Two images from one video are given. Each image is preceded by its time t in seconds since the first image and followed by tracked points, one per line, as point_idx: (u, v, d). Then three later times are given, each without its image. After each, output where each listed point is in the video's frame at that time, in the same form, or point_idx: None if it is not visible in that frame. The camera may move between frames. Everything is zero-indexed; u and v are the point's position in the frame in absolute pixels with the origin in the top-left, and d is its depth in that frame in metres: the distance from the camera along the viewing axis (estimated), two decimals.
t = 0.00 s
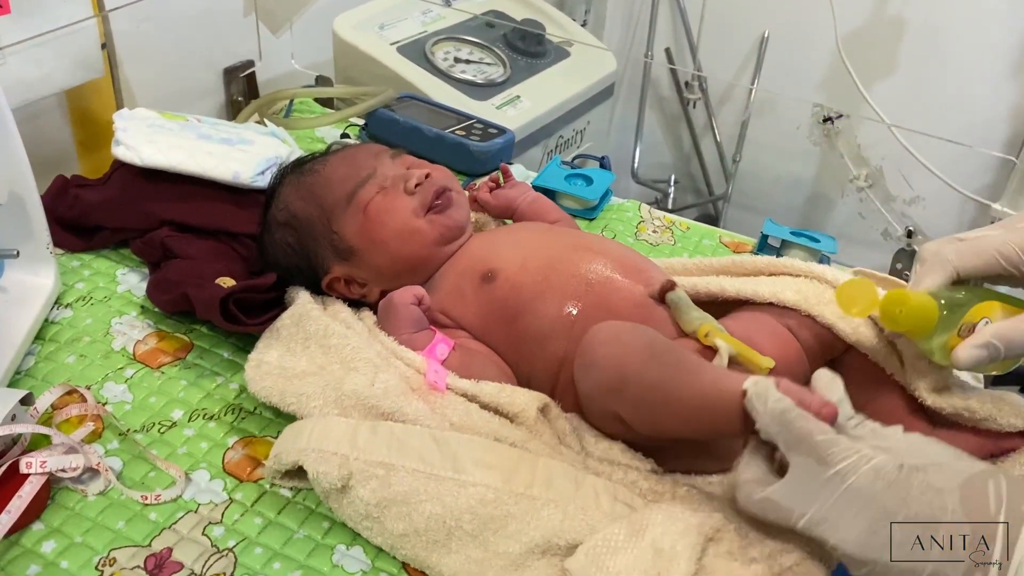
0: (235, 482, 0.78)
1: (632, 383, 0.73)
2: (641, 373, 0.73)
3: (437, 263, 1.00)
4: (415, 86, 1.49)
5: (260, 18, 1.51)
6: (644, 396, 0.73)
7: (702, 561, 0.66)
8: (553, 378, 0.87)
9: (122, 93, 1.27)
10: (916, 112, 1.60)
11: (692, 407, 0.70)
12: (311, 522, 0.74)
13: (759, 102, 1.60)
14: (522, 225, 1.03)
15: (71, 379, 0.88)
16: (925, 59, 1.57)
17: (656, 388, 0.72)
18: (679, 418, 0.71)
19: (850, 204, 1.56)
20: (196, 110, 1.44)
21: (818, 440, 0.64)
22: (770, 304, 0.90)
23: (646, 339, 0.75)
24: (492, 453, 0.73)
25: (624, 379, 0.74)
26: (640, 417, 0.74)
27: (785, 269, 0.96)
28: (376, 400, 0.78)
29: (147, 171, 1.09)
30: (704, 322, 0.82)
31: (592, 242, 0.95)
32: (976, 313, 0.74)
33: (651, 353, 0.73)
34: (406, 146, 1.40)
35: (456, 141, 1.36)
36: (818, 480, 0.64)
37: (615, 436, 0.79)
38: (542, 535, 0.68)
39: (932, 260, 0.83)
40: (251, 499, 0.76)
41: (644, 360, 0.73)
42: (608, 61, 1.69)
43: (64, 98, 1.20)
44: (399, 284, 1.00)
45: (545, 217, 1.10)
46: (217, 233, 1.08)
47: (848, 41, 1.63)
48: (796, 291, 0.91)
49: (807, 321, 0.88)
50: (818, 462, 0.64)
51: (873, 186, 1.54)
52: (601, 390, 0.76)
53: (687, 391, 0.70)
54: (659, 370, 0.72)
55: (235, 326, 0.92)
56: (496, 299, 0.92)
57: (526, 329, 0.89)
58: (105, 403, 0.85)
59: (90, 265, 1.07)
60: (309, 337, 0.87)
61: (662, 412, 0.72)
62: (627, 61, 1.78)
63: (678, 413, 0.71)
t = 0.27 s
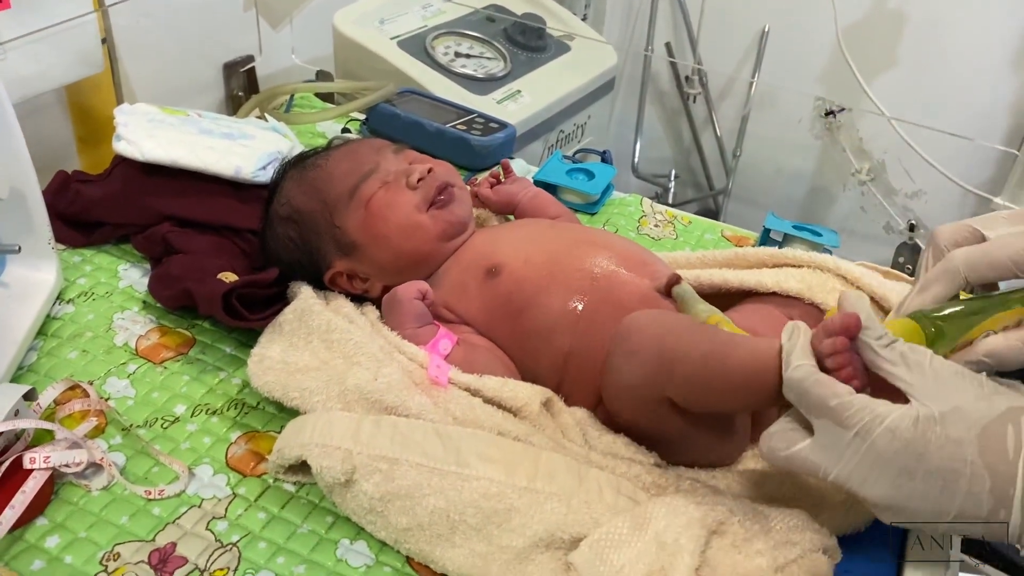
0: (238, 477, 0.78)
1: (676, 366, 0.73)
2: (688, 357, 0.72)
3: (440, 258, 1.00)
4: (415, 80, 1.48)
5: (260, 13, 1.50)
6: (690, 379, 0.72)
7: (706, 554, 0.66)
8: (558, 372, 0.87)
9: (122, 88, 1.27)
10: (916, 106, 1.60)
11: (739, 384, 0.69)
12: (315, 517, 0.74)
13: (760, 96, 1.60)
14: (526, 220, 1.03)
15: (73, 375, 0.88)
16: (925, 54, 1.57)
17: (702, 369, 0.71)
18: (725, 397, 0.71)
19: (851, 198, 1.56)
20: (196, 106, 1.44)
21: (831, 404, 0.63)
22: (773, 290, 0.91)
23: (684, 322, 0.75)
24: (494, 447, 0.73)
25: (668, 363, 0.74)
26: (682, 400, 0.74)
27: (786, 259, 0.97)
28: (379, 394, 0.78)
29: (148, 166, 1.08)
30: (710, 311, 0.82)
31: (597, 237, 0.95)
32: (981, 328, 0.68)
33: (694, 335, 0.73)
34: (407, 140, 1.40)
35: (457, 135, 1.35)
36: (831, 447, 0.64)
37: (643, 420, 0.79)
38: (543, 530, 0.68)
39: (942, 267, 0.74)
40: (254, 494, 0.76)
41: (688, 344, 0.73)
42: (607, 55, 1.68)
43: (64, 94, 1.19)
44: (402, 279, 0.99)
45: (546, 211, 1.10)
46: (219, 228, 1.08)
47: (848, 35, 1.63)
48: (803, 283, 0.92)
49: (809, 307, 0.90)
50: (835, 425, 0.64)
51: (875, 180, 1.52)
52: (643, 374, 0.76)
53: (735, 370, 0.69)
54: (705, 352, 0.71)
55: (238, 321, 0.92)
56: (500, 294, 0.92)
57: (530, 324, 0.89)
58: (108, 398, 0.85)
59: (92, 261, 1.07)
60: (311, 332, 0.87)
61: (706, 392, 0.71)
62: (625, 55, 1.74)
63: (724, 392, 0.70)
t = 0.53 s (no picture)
0: (238, 474, 0.78)
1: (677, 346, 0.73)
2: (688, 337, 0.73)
3: (440, 254, 0.99)
4: (415, 76, 1.48)
5: (259, 8, 1.50)
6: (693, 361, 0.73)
7: (708, 550, 0.66)
8: (560, 368, 0.87)
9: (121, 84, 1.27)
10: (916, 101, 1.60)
11: (743, 366, 0.71)
12: (315, 513, 0.74)
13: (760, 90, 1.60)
14: (526, 216, 1.02)
15: (72, 372, 0.88)
16: (926, 48, 1.56)
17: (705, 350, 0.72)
18: (730, 378, 0.72)
19: (851, 192, 1.56)
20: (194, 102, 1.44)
21: (832, 393, 0.63)
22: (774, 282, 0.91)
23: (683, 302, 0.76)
24: (494, 443, 0.73)
25: (668, 343, 0.74)
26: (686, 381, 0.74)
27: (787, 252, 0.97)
28: (378, 390, 0.77)
29: (147, 162, 1.08)
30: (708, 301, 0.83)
31: (598, 232, 0.94)
32: (967, 309, 0.67)
33: (696, 316, 0.73)
34: (407, 136, 1.39)
35: (457, 131, 1.35)
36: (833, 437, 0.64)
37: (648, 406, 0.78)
38: (545, 526, 0.68)
39: (929, 253, 0.74)
40: (254, 490, 0.76)
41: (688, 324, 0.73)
42: (607, 50, 1.67)
43: (62, 90, 1.19)
44: (402, 275, 0.99)
45: (546, 207, 1.10)
46: (218, 224, 1.07)
47: (848, 29, 1.62)
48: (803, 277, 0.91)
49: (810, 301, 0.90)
50: (834, 414, 0.64)
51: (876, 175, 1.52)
52: (642, 356, 0.76)
53: (738, 351, 0.71)
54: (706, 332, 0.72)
55: (237, 317, 0.92)
56: (501, 290, 0.92)
57: (531, 319, 0.88)
58: (107, 395, 0.85)
59: (91, 257, 1.06)
60: (311, 328, 0.87)
61: (711, 375, 0.72)
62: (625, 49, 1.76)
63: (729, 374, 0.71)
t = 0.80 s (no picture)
0: (233, 472, 0.77)
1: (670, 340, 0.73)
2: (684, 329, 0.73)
3: (435, 251, 0.99)
4: (411, 71, 1.47)
5: (255, 3, 1.49)
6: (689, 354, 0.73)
7: (705, 548, 0.66)
8: (557, 366, 0.87)
9: (116, 79, 1.26)
10: (914, 96, 1.60)
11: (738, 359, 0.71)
12: (310, 511, 0.74)
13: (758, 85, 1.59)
14: (522, 213, 1.02)
15: (66, 369, 0.87)
16: (925, 42, 1.55)
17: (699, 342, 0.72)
18: (727, 371, 0.71)
19: (850, 188, 1.55)
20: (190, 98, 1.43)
21: (825, 380, 0.63)
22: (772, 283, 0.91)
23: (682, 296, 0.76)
24: (489, 441, 0.72)
25: (664, 333, 0.74)
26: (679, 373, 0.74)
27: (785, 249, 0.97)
28: (374, 388, 0.77)
29: (141, 158, 1.07)
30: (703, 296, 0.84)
31: (594, 228, 0.94)
32: (943, 310, 0.65)
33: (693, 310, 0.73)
34: (403, 131, 1.38)
35: (453, 127, 1.34)
36: (821, 425, 0.64)
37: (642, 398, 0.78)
38: (541, 524, 0.67)
39: (899, 259, 0.71)
40: (249, 488, 0.75)
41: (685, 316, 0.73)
42: (605, 46, 1.66)
43: (57, 86, 1.18)
44: (397, 272, 0.99)
45: (543, 204, 1.09)
46: (213, 220, 1.07)
47: (847, 24, 1.61)
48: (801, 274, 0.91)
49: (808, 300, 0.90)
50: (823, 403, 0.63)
51: (874, 170, 1.52)
52: (638, 346, 0.76)
53: (735, 345, 0.71)
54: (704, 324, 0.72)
55: (232, 314, 0.92)
56: (496, 287, 0.91)
57: (527, 316, 0.88)
58: (101, 393, 0.85)
59: (85, 254, 1.06)
60: (306, 325, 0.86)
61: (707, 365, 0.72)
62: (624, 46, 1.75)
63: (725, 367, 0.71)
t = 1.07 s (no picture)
0: (230, 470, 0.77)
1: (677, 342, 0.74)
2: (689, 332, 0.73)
3: (432, 247, 0.99)
4: (409, 67, 1.47)
5: None
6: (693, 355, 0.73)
7: (704, 546, 0.66)
8: (554, 362, 0.86)
9: (112, 76, 1.25)
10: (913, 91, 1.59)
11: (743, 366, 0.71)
12: (308, 510, 0.74)
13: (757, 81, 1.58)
14: (518, 207, 1.01)
15: (63, 368, 0.87)
16: (924, 37, 1.55)
17: (704, 346, 0.72)
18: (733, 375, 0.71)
19: (849, 183, 1.55)
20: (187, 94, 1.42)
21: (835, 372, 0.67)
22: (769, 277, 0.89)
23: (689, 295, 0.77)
24: (487, 439, 0.72)
25: (679, 330, 0.74)
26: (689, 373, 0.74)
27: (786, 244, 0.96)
28: (371, 386, 0.76)
29: (138, 155, 1.07)
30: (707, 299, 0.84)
31: (590, 224, 0.93)
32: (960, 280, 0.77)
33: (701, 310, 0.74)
34: (400, 128, 1.38)
35: (451, 123, 1.34)
36: (827, 407, 0.66)
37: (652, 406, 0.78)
38: (540, 522, 0.67)
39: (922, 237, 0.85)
40: (246, 487, 0.75)
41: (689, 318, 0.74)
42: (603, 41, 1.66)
43: (53, 83, 1.18)
44: (394, 268, 0.98)
45: (540, 200, 1.09)
46: (209, 217, 1.06)
47: (846, 18, 1.60)
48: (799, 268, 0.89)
49: (804, 293, 0.88)
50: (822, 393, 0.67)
51: (873, 166, 1.51)
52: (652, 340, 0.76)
53: (739, 350, 0.71)
54: (710, 328, 0.72)
55: (229, 311, 0.91)
56: (493, 283, 0.91)
57: (524, 312, 0.88)
58: (98, 391, 0.84)
59: (82, 251, 1.05)
60: (303, 323, 0.86)
61: (712, 371, 0.72)
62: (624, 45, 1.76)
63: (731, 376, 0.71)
